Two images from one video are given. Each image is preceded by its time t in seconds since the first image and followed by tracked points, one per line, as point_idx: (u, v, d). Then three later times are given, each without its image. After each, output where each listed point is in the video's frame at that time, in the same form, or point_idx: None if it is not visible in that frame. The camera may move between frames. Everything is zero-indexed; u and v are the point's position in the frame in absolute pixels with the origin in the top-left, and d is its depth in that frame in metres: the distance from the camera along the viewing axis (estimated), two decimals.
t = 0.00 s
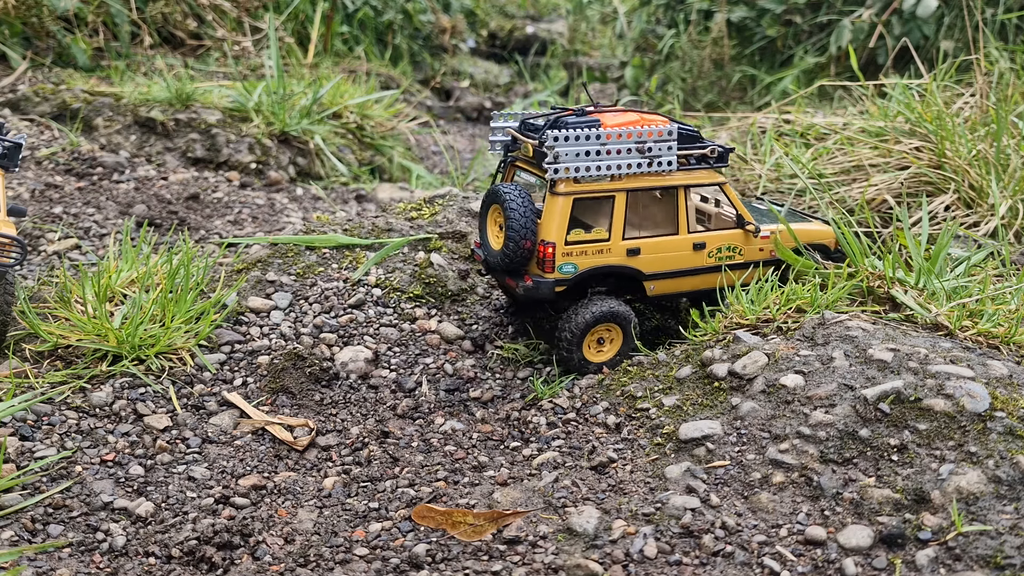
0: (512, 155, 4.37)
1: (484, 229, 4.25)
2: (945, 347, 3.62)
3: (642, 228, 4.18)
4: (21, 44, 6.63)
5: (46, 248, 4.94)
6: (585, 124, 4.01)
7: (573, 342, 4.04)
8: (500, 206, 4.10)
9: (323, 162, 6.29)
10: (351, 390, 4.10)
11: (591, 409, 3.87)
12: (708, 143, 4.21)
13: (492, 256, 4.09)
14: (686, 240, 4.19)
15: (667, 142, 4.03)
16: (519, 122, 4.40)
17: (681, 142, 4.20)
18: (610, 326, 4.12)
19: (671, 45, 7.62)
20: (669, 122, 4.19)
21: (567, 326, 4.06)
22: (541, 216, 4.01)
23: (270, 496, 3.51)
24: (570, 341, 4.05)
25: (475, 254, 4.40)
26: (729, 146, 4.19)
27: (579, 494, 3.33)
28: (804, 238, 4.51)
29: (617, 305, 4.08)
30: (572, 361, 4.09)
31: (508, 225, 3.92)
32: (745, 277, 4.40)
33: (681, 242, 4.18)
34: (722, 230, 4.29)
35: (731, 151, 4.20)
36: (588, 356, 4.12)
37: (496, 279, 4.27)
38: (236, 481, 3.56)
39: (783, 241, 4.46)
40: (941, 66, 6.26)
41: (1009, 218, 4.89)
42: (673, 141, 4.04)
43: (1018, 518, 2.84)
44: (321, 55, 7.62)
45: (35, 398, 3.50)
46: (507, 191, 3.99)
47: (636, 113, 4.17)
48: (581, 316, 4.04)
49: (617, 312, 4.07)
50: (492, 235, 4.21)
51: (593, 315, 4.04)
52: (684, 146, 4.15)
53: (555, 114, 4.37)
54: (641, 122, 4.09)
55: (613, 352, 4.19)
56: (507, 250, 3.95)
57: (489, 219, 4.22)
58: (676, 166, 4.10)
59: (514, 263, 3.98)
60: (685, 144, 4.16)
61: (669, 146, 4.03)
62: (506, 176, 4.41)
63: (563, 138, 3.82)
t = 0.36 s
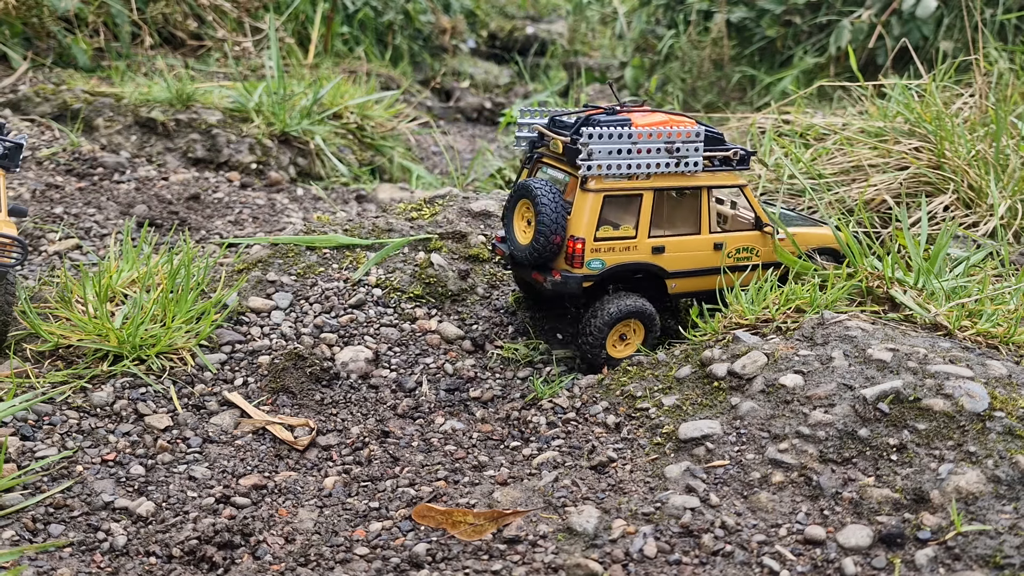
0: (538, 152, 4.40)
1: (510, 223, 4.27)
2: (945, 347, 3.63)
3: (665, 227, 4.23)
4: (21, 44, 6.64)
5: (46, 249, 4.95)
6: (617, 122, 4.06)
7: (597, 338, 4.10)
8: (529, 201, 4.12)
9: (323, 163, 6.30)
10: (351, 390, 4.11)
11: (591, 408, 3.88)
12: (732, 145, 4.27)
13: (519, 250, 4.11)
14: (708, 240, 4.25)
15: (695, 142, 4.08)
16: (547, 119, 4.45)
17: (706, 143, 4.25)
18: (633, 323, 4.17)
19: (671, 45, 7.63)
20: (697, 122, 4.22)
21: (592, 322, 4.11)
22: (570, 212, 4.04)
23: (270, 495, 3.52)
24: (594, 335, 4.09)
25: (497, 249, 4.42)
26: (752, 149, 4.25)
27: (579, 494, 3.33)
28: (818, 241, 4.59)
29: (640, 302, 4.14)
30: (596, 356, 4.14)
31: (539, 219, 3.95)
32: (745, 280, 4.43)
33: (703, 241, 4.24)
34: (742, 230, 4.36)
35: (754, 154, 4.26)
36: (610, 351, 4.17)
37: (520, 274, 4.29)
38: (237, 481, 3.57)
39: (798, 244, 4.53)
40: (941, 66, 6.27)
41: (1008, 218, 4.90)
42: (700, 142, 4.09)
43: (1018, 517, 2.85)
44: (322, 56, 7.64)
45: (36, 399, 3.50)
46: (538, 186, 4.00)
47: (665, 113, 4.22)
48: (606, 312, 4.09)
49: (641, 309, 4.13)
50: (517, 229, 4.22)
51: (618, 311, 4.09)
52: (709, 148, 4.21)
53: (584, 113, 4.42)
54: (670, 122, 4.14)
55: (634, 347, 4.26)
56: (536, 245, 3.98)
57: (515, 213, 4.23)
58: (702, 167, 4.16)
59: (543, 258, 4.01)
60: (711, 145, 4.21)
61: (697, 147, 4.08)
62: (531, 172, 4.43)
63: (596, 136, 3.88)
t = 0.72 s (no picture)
0: (545, 151, 4.42)
1: (517, 223, 4.29)
2: (945, 347, 3.63)
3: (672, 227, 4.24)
4: (21, 44, 6.65)
5: (46, 249, 4.95)
6: (624, 123, 4.09)
7: (606, 336, 4.11)
8: (537, 201, 4.14)
9: (323, 162, 6.30)
10: (351, 390, 4.10)
11: (591, 409, 3.88)
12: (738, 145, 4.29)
13: (527, 250, 4.13)
14: (715, 239, 4.27)
15: (701, 142, 4.11)
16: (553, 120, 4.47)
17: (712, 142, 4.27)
18: (641, 321, 4.19)
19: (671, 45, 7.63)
20: (704, 122, 4.26)
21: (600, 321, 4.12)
22: (578, 212, 4.06)
23: (270, 495, 3.52)
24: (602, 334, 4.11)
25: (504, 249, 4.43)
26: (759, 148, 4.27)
27: (579, 494, 3.33)
28: (822, 239, 4.60)
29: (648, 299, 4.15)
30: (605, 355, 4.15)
31: (547, 220, 3.97)
32: (744, 276, 4.42)
33: (710, 241, 4.25)
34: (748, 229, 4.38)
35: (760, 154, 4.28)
36: (619, 348, 4.19)
37: (528, 273, 4.31)
38: (237, 481, 3.57)
39: (803, 242, 4.55)
40: (941, 66, 6.27)
41: (1008, 218, 4.90)
42: (707, 142, 4.12)
43: (1018, 517, 2.85)
44: (321, 56, 7.64)
45: (36, 399, 3.50)
46: (545, 187, 4.03)
47: (671, 113, 4.25)
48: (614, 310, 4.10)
49: (650, 306, 4.15)
50: (524, 230, 4.24)
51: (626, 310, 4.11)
52: (716, 147, 4.23)
53: (590, 114, 4.44)
54: (676, 122, 4.17)
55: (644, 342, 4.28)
56: (544, 245, 4.00)
57: (524, 213, 4.25)
58: (709, 166, 4.18)
59: (551, 259, 4.03)
60: (717, 145, 4.23)
61: (704, 147, 4.11)
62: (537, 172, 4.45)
63: (604, 136, 3.90)
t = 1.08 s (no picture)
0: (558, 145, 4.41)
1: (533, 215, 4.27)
2: (945, 347, 3.63)
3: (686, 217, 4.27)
4: (22, 44, 6.65)
5: (46, 249, 4.95)
6: (640, 112, 4.10)
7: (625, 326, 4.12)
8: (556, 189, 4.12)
9: (323, 162, 6.30)
10: (351, 390, 4.10)
11: (591, 409, 3.88)
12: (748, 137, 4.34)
13: (546, 240, 4.12)
14: (729, 228, 4.30)
15: (716, 132, 4.13)
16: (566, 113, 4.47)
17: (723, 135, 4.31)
18: (659, 310, 4.21)
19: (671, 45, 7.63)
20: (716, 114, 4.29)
21: (619, 311, 4.14)
22: (597, 200, 4.06)
23: (270, 495, 3.52)
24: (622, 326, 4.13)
25: (518, 242, 4.41)
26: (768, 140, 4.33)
27: (579, 494, 3.32)
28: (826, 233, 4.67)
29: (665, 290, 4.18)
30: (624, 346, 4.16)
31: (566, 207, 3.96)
32: (744, 274, 4.43)
33: (724, 230, 4.29)
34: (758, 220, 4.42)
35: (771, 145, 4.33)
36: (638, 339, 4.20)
37: (545, 265, 4.28)
38: (237, 481, 3.57)
39: (809, 236, 4.61)
40: (941, 66, 6.27)
41: (1008, 218, 4.90)
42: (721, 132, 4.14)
43: (1018, 517, 2.85)
44: (321, 56, 7.64)
45: (36, 399, 3.50)
46: (565, 174, 4.02)
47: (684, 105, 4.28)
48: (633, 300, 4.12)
49: (668, 295, 4.18)
50: (542, 220, 4.21)
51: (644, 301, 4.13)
52: (727, 138, 4.27)
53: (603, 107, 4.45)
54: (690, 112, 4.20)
55: (660, 336, 4.30)
56: (565, 232, 3.99)
57: (540, 205, 4.24)
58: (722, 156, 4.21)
59: (571, 245, 4.01)
60: (728, 136, 4.27)
61: (718, 136, 4.12)
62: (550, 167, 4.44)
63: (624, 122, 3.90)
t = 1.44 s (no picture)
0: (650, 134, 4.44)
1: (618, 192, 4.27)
2: (945, 347, 3.63)
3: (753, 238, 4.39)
4: (21, 44, 6.65)
5: (46, 249, 4.95)
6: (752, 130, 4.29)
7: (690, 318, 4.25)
8: (660, 173, 4.16)
9: (323, 162, 6.30)
10: (351, 390, 4.10)
11: (591, 409, 3.88)
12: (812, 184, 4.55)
13: (634, 219, 4.14)
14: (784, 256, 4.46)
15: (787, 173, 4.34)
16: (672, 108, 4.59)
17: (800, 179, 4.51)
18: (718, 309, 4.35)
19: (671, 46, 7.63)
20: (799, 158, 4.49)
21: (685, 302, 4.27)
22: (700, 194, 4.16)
23: (271, 495, 3.53)
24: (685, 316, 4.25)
25: (587, 214, 4.37)
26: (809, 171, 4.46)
27: (579, 494, 3.32)
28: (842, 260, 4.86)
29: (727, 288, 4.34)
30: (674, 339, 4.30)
31: (680, 196, 4.06)
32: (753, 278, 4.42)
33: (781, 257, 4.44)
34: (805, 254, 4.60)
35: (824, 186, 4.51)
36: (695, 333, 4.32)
37: (617, 245, 4.30)
38: (237, 481, 3.58)
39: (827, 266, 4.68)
40: (941, 66, 6.27)
41: (1008, 218, 4.91)
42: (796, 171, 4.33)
43: (1017, 517, 2.86)
44: (321, 56, 7.64)
45: (36, 399, 3.50)
46: (678, 163, 4.11)
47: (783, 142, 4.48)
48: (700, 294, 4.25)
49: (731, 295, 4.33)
50: (631, 198, 4.21)
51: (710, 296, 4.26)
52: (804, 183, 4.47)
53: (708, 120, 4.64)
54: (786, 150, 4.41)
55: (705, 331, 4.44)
56: (667, 218, 4.06)
57: (628, 183, 4.24)
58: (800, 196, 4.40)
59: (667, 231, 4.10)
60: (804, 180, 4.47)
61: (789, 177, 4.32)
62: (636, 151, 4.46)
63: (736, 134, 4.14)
